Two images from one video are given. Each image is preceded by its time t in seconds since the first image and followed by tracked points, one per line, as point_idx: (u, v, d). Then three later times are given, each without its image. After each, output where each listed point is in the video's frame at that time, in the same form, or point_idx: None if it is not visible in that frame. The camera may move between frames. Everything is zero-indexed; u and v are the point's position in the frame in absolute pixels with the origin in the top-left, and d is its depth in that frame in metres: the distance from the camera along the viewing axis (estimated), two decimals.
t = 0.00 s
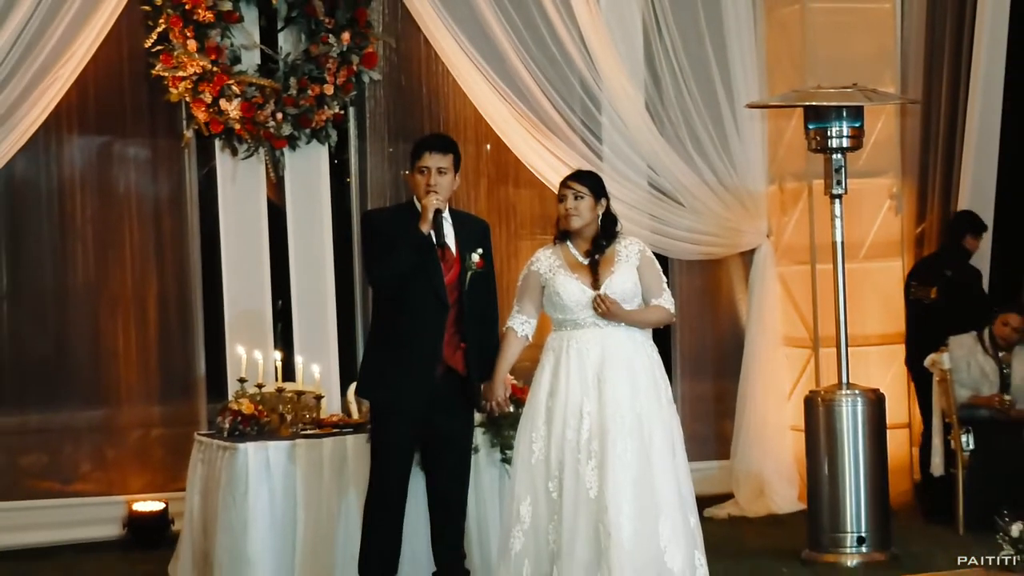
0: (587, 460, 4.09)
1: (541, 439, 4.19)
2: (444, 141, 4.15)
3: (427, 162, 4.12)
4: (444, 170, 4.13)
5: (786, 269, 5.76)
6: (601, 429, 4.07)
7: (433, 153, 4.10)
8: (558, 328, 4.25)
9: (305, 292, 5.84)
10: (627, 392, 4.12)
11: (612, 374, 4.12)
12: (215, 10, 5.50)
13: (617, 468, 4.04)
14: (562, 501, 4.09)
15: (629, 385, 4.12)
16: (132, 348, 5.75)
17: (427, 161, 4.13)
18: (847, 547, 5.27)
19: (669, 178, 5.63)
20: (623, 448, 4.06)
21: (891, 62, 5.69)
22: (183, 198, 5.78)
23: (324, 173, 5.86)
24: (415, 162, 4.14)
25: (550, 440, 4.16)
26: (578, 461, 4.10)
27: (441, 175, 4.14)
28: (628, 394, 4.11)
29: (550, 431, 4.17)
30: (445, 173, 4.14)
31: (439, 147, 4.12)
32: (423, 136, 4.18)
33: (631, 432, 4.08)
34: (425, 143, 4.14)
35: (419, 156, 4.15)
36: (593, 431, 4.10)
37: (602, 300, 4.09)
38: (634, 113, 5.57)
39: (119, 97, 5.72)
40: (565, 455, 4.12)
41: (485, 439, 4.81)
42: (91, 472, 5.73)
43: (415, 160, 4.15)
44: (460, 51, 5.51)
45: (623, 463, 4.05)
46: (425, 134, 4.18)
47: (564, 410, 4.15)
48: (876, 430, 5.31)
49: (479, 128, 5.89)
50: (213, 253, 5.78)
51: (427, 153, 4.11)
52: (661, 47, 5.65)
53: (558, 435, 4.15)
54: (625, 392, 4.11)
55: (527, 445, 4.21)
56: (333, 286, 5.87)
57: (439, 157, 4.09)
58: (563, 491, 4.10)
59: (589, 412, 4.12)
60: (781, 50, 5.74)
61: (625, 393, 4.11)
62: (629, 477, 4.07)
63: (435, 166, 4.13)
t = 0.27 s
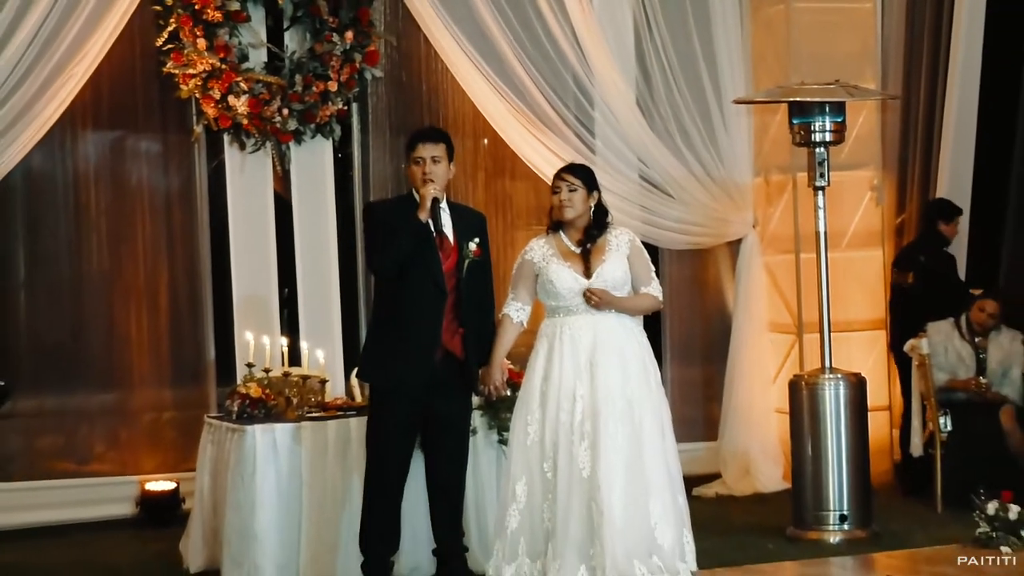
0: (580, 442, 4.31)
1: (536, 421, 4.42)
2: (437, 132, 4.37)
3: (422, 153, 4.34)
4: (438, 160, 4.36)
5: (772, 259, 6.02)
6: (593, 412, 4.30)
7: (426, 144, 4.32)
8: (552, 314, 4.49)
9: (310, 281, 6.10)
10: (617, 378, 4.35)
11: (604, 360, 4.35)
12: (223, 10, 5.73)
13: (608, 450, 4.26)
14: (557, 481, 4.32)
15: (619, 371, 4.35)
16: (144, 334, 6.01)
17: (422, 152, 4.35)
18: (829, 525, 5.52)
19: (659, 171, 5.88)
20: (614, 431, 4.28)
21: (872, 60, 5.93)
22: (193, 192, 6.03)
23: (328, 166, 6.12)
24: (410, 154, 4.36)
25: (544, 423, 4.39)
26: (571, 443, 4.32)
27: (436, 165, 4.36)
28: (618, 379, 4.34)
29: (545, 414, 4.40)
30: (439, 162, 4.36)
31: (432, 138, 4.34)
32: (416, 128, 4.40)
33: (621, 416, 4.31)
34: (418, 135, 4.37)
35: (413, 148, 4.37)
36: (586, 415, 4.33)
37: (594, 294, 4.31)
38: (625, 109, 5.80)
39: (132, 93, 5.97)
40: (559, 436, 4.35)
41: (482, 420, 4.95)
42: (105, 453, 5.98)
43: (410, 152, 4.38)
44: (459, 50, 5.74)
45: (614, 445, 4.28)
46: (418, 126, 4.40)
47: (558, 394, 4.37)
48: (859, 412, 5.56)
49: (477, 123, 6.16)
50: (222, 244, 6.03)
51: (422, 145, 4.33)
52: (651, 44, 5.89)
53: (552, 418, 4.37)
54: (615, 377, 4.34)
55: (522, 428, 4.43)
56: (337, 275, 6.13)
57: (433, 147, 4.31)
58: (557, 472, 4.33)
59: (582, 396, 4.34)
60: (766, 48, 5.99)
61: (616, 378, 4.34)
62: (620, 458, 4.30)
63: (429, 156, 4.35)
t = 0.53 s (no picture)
0: (574, 426, 4.56)
1: (531, 407, 4.66)
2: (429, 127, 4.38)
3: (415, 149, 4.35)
4: (431, 154, 4.36)
5: (759, 251, 6.29)
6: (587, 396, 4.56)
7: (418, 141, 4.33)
8: (545, 303, 4.71)
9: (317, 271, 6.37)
10: (609, 363, 4.61)
11: (596, 347, 4.60)
12: (233, 11, 5.98)
13: (602, 433, 4.53)
14: (552, 464, 4.57)
15: (611, 357, 4.61)
16: (156, 322, 6.27)
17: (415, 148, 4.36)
18: (813, 506, 5.75)
19: (650, 166, 6.13)
20: (607, 414, 4.55)
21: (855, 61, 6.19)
22: (203, 185, 6.30)
23: (332, 162, 6.36)
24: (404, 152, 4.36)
25: (540, 408, 4.63)
26: (566, 427, 4.57)
27: (430, 159, 4.37)
28: (610, 365, 4.60)
29: (540, 400, 4.64)
30: (432, 156, 4.37)
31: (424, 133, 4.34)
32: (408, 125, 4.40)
33: (613, 400, 4.58)
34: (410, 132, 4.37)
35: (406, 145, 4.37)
36: (579, 400, 4.58)
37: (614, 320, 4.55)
38: (618, 107, 6.05)
39: (145, 91, 6.23)
40: (554, 421, 4.60)
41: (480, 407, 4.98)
42: (119, 436, 6.23)
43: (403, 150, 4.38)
44: (459, 50, 5.94)
45: (607, 428, 4.54)
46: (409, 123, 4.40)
47: (552, 381, 4.61)
48: (841, 398, 5.79)
49: (476, 120, 6.44)
50: (231, 236, 6.28)
51: (415, 141, 4.35)
52: (643, 45, 6.13)
53: (547, 403, 4.61)
54: (607, 363, 4.60)
55: (518, 413, 4.66)
56: (341, 265, 6.39)
57: (427, 143, 4.33)
58: (552, 454, 4.59)
59: (575, 381, 4.60)
60: (753, 48, 6.25)
61: (607, 364, 4.60)
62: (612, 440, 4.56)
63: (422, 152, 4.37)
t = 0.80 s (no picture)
0: (566, 412, 4.82)
1: (525, 394, 4.91)
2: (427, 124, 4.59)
3: (414, 146, 4.57)
4: (428, 151, 4.58)
5: (747, 244, 6.56)
6: (578, 383, 4.80)
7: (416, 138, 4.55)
8: (538, 294, 4.95)
9: (323, 264, 6.64)
10: (599, 351, 4.85)
11: (587, 336, 4.83)
12: (242, 13, 6.23)
13: (592, 419, 4.78)
14: (546, 449, 4.83)
15: (601, 346, 4.85)
16: (169, 312, 6.54)
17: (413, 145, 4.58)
18: (799, 489, 6.00)
19: (643, 162, 6.40)
20: (598, 400, 4.79)
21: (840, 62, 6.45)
22: (213, 181, 6.58)
23: (338, 158, 6.63)
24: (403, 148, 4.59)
25: (533, 395, 4.88)
26: (558, 414, 4.83)
27: (428, 155, 4.59)
28: (600, 352, 4.84)
29: (533, 387, 4.89)
30: (430, 152, 4.58)
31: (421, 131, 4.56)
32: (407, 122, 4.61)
33: (604, 387, 4.82)
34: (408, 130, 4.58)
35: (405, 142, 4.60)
36: (571, 387, 4.83)
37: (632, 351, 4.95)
38: (612, 106, 6.31)
39: (158, 90, 6.50)
40: (546, 408, 4.85)
41: (481, 394, 5.24)
42: (133, 421, 6.50)
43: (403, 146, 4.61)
44: (459, 50, 6.22)
45: (598, 414, 4.79)
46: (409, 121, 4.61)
47: (545, 369, 4.86)
48: (825, 385, 6.04)
49: (475, 118, 6.73)
50: (241, 229, 6.57)
51: (414, 138, 4.57)
52: (636, 46, 6.40)
53: (540, 390, 4.86)
54: (598, 352, 4.84)
55: (513, 400, 4.92)
56: (347, 258, 6.66)
57: (425, 140, 4.55)
58: (546, 440, 4.84)
59: (567, 369, 4.84)
60: (742, 49, 6.51)
61: (597, 352, 4.84)
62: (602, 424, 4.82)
63: (420, 148, 4.58)
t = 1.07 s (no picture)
0: (559, 400, 5.11)
1: (520, 382, 5.19)
2: (430, 124, 4.87)
3: (417, 144, 4.85)
4: (430, 148, 4.86)
5: (736, 238, 6.86)
6: (571, 372, 5.08)
7: (420, 137, 4.82)
8: (532, 287, 5.22)
9: (330, 257, 6.92)
10: (591, 341, 5.13)
11: (578, 327, 5.12)
12: (252, 17, 6.52)
13: (584, 406, 5.07)
14: (540, 434, 5.12)
15: (592, 336, 5.13)
16: (182, 303, 6.82)
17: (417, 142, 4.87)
18: (786, 473, 6.28)
19: (636, 160, 6.69)
20: (590, 389, 5.08)
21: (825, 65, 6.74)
22: (225, 178, 6.85)
23: (345, 155, 6.93)
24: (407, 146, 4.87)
25: (527, 383, 5.16)
26: (551, 401, 5.11)
27: (429, 152, 4.87)
28: (591, 342, 5.12)
29: (527, 375, 5.17)
30: (431, 150, 4.87)
31: (425, 130, 4.83)
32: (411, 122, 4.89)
33: (595, 376, 5.11)
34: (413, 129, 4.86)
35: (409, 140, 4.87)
36: (564, 376, 5.11)
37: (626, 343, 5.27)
38: (606, 107, 6.59)
39: (172, 91, 6.77)
40: (540, 396, 5.13)
41: (480, 381, 5.50)
42: (147, 407, 6.78)
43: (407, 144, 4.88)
44: (460, 54, 6.47)
45: (589, 402, 5.08)
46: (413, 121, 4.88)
47: (539, 358, 5.14)
48: (811, 374, 6.34)
49: (475, 118, 7.02)
50: (251, 225, 6.86)
51: (417, 137, 4.84)
52: (630, 49, 6.67)
53: (534, 379, 5.15)
54: (588, 342, 5.12)
55: (508, 388, 5.20)
56: (352, 252, 6.96)
57: (427, 139, 4.83)
58: (540, 426, 5.13)
59: (559, 358, 5.13)
60: (731, 51, 6.79)
61: (589, 342, 5.12)
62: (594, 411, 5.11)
63: (423, 146, 4.87)
